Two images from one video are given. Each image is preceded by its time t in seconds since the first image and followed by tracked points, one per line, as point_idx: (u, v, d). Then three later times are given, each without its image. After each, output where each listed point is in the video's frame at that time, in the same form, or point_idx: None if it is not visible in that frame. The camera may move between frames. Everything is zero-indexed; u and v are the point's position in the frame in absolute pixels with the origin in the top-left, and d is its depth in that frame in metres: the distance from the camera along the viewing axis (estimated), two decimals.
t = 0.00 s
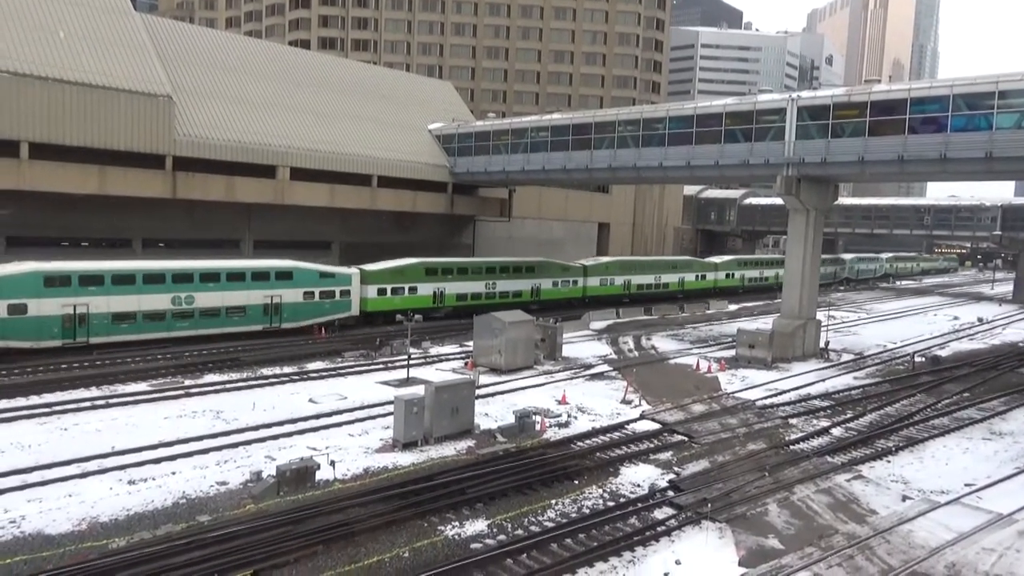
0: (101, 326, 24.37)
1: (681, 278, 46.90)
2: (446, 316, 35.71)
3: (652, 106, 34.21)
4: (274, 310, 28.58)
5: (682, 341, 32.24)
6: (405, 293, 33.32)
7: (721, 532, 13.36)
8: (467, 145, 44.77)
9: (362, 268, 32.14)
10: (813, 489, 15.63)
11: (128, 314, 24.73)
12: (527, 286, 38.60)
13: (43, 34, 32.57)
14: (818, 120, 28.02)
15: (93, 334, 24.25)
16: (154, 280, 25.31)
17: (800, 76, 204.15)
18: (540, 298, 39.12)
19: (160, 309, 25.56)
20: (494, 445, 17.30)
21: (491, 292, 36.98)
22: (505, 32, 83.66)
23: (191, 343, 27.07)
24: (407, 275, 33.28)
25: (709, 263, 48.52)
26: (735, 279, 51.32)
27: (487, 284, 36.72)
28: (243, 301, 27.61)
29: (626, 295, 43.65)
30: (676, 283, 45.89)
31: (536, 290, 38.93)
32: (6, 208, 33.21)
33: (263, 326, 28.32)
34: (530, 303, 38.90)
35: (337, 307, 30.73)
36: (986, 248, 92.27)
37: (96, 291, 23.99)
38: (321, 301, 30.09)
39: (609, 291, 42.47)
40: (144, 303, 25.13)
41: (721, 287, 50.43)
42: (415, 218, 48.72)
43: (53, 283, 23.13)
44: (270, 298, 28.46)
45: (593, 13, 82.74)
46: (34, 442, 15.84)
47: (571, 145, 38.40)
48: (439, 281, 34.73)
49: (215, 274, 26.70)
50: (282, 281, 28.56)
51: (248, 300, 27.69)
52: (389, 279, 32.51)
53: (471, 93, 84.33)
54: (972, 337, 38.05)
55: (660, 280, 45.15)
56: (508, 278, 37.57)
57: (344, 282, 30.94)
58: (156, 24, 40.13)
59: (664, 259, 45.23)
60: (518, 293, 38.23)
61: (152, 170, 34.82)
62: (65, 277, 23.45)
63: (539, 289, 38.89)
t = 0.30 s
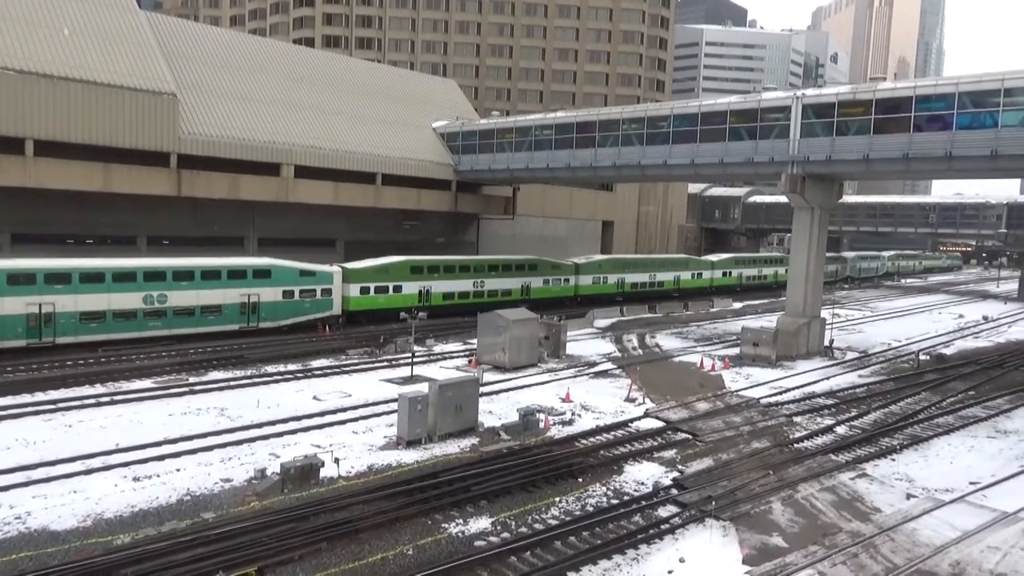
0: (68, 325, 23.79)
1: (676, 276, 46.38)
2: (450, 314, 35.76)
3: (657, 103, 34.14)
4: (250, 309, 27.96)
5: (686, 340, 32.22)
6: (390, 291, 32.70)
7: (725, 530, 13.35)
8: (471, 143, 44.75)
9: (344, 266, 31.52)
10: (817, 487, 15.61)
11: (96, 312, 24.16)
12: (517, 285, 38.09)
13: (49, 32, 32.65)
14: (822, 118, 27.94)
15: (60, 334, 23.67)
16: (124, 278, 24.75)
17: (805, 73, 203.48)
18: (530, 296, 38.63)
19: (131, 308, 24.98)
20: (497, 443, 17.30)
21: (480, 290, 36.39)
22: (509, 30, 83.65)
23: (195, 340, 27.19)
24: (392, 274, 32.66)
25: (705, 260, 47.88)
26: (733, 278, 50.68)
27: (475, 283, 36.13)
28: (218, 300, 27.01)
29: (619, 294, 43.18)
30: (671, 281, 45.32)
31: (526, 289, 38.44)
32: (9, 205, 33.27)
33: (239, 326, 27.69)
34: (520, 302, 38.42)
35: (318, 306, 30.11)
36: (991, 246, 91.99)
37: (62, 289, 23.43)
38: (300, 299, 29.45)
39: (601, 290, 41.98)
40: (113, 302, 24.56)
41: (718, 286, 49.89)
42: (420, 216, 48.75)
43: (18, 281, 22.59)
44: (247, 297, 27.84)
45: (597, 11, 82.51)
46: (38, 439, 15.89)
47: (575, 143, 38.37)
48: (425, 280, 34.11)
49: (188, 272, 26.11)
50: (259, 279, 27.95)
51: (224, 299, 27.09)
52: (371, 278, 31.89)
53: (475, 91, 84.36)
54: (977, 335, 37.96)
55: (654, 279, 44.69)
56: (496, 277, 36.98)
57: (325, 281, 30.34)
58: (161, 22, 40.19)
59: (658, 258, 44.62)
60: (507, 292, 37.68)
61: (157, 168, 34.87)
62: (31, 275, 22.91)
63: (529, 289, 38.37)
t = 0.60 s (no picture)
0: (33, 326, 23.17)
1: (670, 275, 45.99)
2: (452, 312, 35.72)
3: (660, 102, 34.12)
4: (225, 309, 27.34)
5: (690, 338, 32.20)
6: (372, 291, 31.97)
7: (728, 529, 13.34)
8: (475, 141, 44.75)
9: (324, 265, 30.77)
10: (821, 486, 15.59)
11: (63, 313, 23.54)
12: (505, 284, 37.57)
13: (53, 31, 32.73)
14: (827, 116, 27.89)
15: (24, 335, 23.04)
16: (91, 278, 24.12)
17: (809, 71, 202.75)
18: (519, 296, 38.09)
19: (100, 309, 24.39)
20: (501, 442, 17.30)
21: (466, 290, 35.69)
22: (512, 29, 83.67)
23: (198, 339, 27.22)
24: (374, 273, 31.95)
25: (700, 259, 47.47)
26: (728, 277, 50.10)
27: (461, 282, 35.45)
28: (192, 300, 26.41)
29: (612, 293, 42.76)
30: (666, 280, 45.03)
31: (515, 288, 37.90)
32: (13, 204, 33.33)
33: (213, 326, 27.08)
34: (509, 301, 37.88)
35: (296, 306, 29.53)
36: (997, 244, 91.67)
37: (27, 289, 22.80)
38: (278, 299, 28.84)
39: (592, 289, 41.52)
40: (81, 302, 23.95)
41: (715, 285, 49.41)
42: (423, 215, 48.78)
43: None
44: (221, 297, 27.22)
45: (600, 10, 82.46)
46: (44, 437, 15.95)
47: (578, 141, 38.34)
48: (409, 280, 33.41)
49: (160, 271, 25.49)
50: (234, 279, 27.33)
51: (197, 299, 26.50)
52: (353, 277, 31.19)
53: (479, 89, 84.38)
54: (982, 333, 37.90)
55: (648, 278, 44.31)
56: (483, 275, 36.32)
57: (304, 281, 29.73)
58: (165, 21, 40.26)
59: (651, 257, 44.16)
60: (495, 291, 37.04)
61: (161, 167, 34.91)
62: None
63: (518, 288, 37.89)
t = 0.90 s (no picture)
0: None
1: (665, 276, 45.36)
2: (455, 313, 35.73)
3: (664, 102, 34.09)
4: (199, 311, 26.64)
5: (694, 339, 32.16)
6: (354, 293, 31.14)
7: (732, 530, 13.32)
8: (479, 141, 44.77)
9: (304, 266, 30.04)
10: (825, 487, 15.56)
11: (27, 316, 22.80)
12: (494, 285, 36.83)
13: (58, 32, 32.84)
14: (831, 116, 27.82)
15: None
16: (57, 279, 23.37)
17: (814, 71, 202.35)
18: (507, 297, 37.42)
19: (66, 312, 23.63)
20: (504, 442, 17.29)
21: (453, 291, 34.91)
22: (516, 30, 83.69)
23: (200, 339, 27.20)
24: (356, 274, 31.11)
25: (697, 260, 46.88)
26: (725, 278, 49.52)
27: (448, 283, 34.69)
28: (163, 302, 25.69)
29: (604, 294, 42.18)
30: (660, 281, 44.43)
31: (504, 289, 37.24)
32: (18, 205, 33.43)
33: (187, 329, 26.35)
34: (498, 302, 37.21)
35: (274, 308, 28.83)
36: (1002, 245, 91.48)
37: None
38: (254, 301, 28.15)
39: (584, 290, 40.81)
40: (47, 305, 23.21)
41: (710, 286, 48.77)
42: (427, 215, 48.83)
43: None
44: (195, 299, 26.53)
45: (605, 10, 82.68)
46: (48, 437, 15.99)
47: (582, 142, 38.32)
48: (392, 281, 32.55)
49: (130, 273, 24.77)
50: (208, 280, 26.64)
51: (169, 301, 25.78)
52: (334, 278, 30.37)
53: (483, 90, 84.39)
54: (987, 334, 37.85)
55: (642, 279, 43.66)
56: (470, 276, 35.57)
57: (282, 282, 29.04)
58: (169, 22, 40.37)
59: (644, 257, 43.56)
60: (482, 292, 36.29)
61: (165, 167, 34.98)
62: None
63: (506, 289, 37.24)
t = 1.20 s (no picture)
0: None
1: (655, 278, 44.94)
2: (457, 313, 35.79)
3: (665, 103, 34.10)
4: (168, 314, 25.95)
5: (695, 340, 32.14)
6: (331, 295, 30.44)
7: (733, 530, 13.31)
8: (480, 142, 44.80)
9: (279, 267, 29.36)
10: (827, 488, 15.54)
11: None
12: (478, 286, 36.06)
13: (60, 33, 32.87)
14: (832, 117, 27.80)
15: None
16: (18, 281, 22.64)
17: (815, 72, 202.19)
18: (493, 299, 36.69)
19: (27, 314, 22.94)
20: (506, 443, 17.29)
21: (435, 292, 34.19)
22: (517, 30, 83.69)
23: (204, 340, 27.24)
24: (333, 275, 30.40)
25: (689, 261, 46.47)
26: (719, 279, 49.23)
27: (430, 284, 33.99)
28: (130, 305, 24.97)
29: (593, 296, 41.68)
30: (649, 282, 43.92)
31: (489, 291, 36.53)
32: (19, 205, 33.44)
33: (155, 332, 25.68)
34: (483, 304, 36.47)
35: (247, 310, 28.10)
36: (1003, 245, 91.43)
37: None
38: (227, 304, 27.39)
39: (572, 292, 40.22)
40: (7, 307, 22.53)
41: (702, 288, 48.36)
42: (428, 216, 48.85)
43: None
44: (164, 301, 25.82)
45: (606, 10, 82.74)
46: (50, 438, 16.01)
47: (583, 142, 38.32)
48: (372, 282, 31.83)
49: (94, 274, 24.07)
50: (178, 281, 25.90)
51: (136, 304, 25.02)
52: (310, 279, 29.68)
53: (484, 91, 84.37)
54: (988, 334, 37.90)
55: (632, 280, 43.27)
56: (454, 277, 34.85)
57: (257, 283, 28.32)
58: (170, 24, 40.42)
59: (634, 258, 43.24)
60: (467, 294, 35.57)
61: (166, 168, 35.01)
62: None
63: (491, 291, 36.51)
